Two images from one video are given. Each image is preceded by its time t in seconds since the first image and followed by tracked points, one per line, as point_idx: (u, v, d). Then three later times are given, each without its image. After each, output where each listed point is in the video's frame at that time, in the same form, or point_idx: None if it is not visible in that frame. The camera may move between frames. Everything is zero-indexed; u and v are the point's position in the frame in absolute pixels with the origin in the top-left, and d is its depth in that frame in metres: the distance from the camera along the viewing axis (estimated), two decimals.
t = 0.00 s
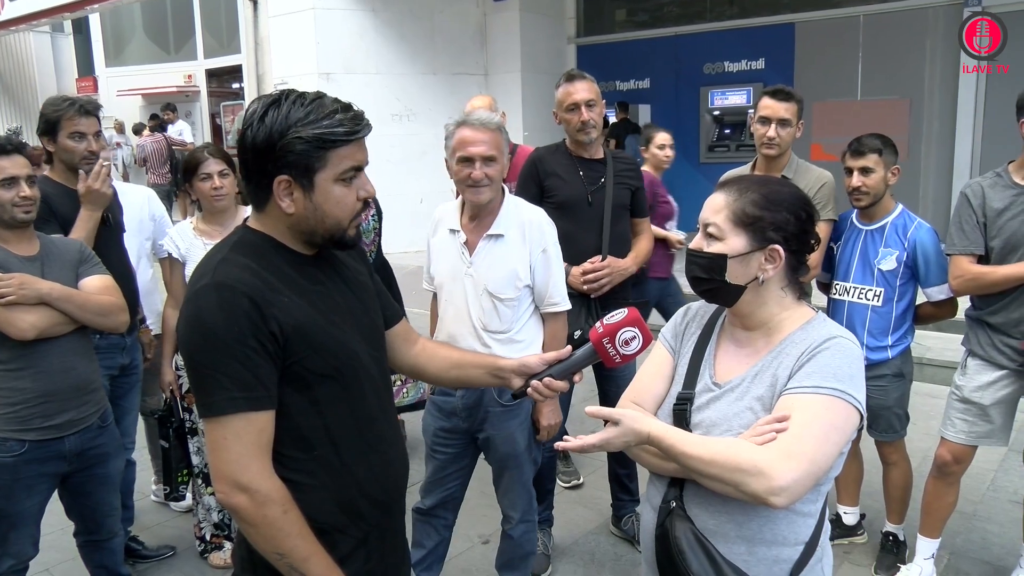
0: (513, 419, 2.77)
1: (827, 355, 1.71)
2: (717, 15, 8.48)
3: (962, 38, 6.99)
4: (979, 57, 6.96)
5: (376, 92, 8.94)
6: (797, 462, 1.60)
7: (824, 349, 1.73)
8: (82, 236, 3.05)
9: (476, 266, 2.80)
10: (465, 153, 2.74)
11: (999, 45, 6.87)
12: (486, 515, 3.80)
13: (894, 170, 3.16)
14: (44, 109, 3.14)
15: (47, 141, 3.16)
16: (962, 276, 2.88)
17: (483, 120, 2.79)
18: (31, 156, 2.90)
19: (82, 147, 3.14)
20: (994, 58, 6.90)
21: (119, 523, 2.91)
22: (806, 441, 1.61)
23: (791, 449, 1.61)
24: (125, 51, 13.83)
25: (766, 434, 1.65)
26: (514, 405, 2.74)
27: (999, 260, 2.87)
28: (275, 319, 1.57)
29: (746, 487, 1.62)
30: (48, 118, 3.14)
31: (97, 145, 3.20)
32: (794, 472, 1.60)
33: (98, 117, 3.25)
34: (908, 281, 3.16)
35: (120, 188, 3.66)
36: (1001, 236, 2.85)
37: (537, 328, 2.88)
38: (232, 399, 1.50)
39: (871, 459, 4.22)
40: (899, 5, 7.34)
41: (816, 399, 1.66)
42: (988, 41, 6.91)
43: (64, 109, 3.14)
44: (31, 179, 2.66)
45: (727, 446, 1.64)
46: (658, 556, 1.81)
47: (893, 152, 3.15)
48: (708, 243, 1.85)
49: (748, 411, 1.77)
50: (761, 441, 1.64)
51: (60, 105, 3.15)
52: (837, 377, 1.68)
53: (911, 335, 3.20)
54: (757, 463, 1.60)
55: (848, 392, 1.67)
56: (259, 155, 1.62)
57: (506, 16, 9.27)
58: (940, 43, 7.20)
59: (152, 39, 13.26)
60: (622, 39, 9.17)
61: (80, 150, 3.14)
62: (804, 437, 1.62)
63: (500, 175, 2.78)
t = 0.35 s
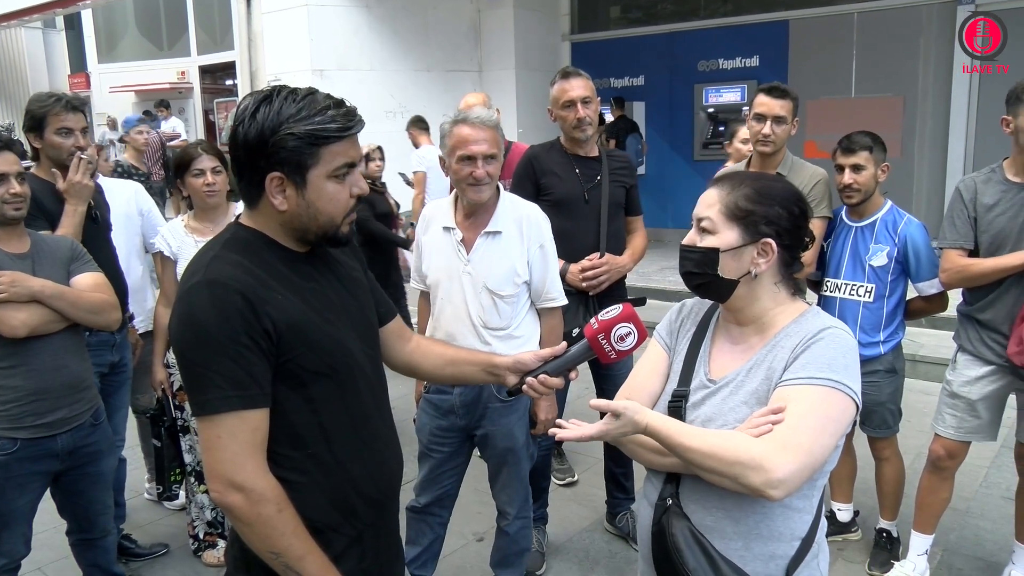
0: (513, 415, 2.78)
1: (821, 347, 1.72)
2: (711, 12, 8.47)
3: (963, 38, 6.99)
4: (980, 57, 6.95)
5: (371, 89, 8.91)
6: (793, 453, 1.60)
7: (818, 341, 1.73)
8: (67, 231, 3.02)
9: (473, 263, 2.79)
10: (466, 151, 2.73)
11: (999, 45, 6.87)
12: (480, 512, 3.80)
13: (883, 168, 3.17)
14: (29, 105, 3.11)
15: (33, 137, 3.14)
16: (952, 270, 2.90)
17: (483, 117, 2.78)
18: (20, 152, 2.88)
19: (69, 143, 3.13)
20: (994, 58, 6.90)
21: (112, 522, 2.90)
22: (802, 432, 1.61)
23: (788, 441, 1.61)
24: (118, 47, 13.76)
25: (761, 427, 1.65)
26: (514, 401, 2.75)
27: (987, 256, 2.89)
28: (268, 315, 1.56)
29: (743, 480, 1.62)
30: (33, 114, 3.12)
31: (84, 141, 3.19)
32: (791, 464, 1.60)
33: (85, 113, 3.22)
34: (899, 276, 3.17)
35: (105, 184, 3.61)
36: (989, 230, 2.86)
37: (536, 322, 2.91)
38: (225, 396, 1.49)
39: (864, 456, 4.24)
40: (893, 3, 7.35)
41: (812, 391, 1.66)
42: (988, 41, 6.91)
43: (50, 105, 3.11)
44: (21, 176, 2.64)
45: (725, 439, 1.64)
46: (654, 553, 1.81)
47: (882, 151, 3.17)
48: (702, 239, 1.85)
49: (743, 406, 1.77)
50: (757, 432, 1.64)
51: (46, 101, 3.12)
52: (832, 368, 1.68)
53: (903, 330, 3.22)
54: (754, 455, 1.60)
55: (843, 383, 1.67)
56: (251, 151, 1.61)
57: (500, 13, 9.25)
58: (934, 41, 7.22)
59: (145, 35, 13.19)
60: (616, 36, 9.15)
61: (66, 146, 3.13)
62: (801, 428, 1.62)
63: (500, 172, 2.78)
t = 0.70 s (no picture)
0: (512, 415, 2.78)
1: (820, 349, 1.72)
2: (711, 13, 8.48)
3: (963, 38, 7.00)
4: (979, 57, 6.96)
5: (370, 90, 8.92)
6: (791, 456, 1.60)
7: (816, 344, 1.73)
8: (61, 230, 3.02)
9: (473, 264, 2.79)
10: (468, 152, 2.73)
11: (999, 45, 6.87)
12: (480, 513, 3.80)
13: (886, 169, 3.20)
14: (26, 106, 3.12)
15: (30, 138, 3.14)
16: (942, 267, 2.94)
17: (485, 118, 2.78)
18: (19, 152, 2.88)
19: (67, 143, 3.13)
20: (993, 58, 6.90)
21: (111, 522, 2.90)
22: (800, 434, 1.62)
23: (786, 444, 1.61)
24: (117, 47, 13.75)
25: (759, 429, 1.65)
26: (513, 401, 2.75)
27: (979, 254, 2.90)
28: (268, 316, 1.56)
29: (742, 482, 1.62)
30: (30, 115, 3.13)
31: (81, 141, 3.19)
32: (788, 466, 1.60)
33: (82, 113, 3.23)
34: (898, 276, 3.18)
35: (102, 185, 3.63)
36: (982, 230, 2.88)
37: (534, 324, 2.90)
38: (225, 397, 1.50)
39: (864, 456, 4.24)
40: (892, 3, 7.36)
41: (810, 394, 1.66)
42: (987, 41, 6.92)
43: (47, 105, 3.11)
44: (20, 177, 2.64)
45: (722, 442, 1.64)
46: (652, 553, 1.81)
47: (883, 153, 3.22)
48: (702, 240, 1.85)
49: (742, 407, 1.77)
50: (755, 435, 1.64)
51: (43, 101, 3.13)
52: (830, 371, 1.68)
53: (902, 330, 3.23)
54: (752, 457, 1.60)
55: (841, 386, 1.67)
56: (251, 152, 1.61)
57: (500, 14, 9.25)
58: (932, 41, 7.23)
59: (145, 36, 13.20)
60: (616, 37, 9.16)
61: (64, 147, 3.13)
62: (799, 431, 1.62)
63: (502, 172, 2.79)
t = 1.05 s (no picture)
0: (518, 416, 2.78)
1: (830, 352, 1.71)
2: (718, 12, 8.46)
3: (963, 38, 6.96)
4: (979, 57, 6.93)
5: (377, 89, 8.93)
6: (800, 460, 1.60)
7: (827, 346, 1.72)
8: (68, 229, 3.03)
9: (480, 264, 2.79)
10: (471, 151, 2.73)
11: (999, 45, 6.85)
12: (486, 513, 3.80)
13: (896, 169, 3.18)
14: (36, 106, 3.14)
15: (39, 137, 3.16)
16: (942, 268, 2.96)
17: (489, 117, 2.78)
18: (29, 152, 2.89)
19: (75, 143, 3.15)
20: (994, 58, 6.89)
21: (119, 520, 2.91)
22: (810, 439, 1.61)
23: (795, 448, 1.61)
24: (126, 47, 13.81)
25: (768, 433, 1.64)
26: (519, 401, 2.75)
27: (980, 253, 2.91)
28: (274, 315, 1.56)
29: (751, 487, 1.61)
30: (39, 114, 3.14)
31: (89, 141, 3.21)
32: (798, 470, 1.60)
33: (90, 113, 3.25)
34: (907, 277, 3.16)
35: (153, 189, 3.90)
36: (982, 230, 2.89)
37: (542, 324, 2.90)
38: (233, 398, 1.50)
39: (871, 457, 4.23)
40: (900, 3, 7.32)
41: (819, 397, 1.65)
42: (988, 41, 6.86)
43: (56, 105, 3.13)
44: (30, 177, 2.65)
45: (731, 447, 1.64)
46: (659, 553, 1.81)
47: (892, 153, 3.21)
48: (721, 235, 1.84)
49: (750, 408, 1.76)
50: (764, 438, 1.64)
51: (52, 101, 3.15)
52: (841, 375, 1.68)
53: (912, 331, 3.20)
54: (761, 462, 1.60)
55: (851, 389, 1.67)
56: (260, 151, 1.61)
57: (507, 14, 9.25)
58: (941, 41, 7.19)
59: (153, 36, 13.25)
60: (623, 37, 9.15)
61: (73, 146, 3.15)
62: (808, 435, 1.62)
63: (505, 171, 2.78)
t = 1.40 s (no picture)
0: (517, 414, 2.77)
1: (847, 359, 1.71)
2: (718, 10, 8.45)
3: (962, 38, 6.99)
4: (978, 57, 6.94)
5: (377, 87, 8.92)
6: (816, 466, 1.60)
7: (844, 353, 1.72)
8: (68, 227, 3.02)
9: (479, 262, 2.78)
10: (469, 149, 2.72)
11: (999, 45, 6.84)
12: (484, 511, 3.79)
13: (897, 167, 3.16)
14: (35, 103, 3.12)
15: (37, 135, 3.14)
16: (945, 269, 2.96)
17: (487, 115, 2.77)
18: (27, 149, 2.88)
19: (75, 141, 3.14)
20: (994, 58, 6.88)
21: (117, 518, 2.90)
22: (826, 445, 1.62)
23: (811, 453, 1.61)
24: (124, 43, 13.79)
25: (786, 435, 1.64)
26: (519, 400, 2.75)
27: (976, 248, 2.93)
28: (274, 313, 1.56)
29: (767, 485, 1.60)
30: (38, 112, 3.13)
31: (89, 139, 3.20)
32: (812, 477, 1.60)
33: (89, 111, 3.23)
34: (906, 275, 3.16)
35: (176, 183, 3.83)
36: (982, 229, 2.89)
37: (540, 322, 2.89)
38: (231, 394, 1.49)
39: (869, 455, 4.23)
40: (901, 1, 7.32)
41: (836, 404, 1.66)
42: (988, 41, 6.88)
43: (55, 102, 3.12)
44: (28, 173, 2.64)
45: (753, 437, 1.61)
46: (660, 550, 1.80)
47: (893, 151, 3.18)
48: (722, 262, 1.81)
49: (761, 409, 1.76)
50: (779, 439, 1.63)
51: (52, 98, 3.13)
52: (857, 384, 1.68)
53: (911, 330, 3.21)
54: (782, 463, 1.58)
55: (865, 398, 1.68)
56: (260, 149, 1.60)
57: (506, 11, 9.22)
58: (940, 40, 7.19)
59: (151, 32, 13.23)
60: (622, 35, 9.13)
61: (72, 144, 3.14)
62: (825, 441, 1.62)
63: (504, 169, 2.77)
